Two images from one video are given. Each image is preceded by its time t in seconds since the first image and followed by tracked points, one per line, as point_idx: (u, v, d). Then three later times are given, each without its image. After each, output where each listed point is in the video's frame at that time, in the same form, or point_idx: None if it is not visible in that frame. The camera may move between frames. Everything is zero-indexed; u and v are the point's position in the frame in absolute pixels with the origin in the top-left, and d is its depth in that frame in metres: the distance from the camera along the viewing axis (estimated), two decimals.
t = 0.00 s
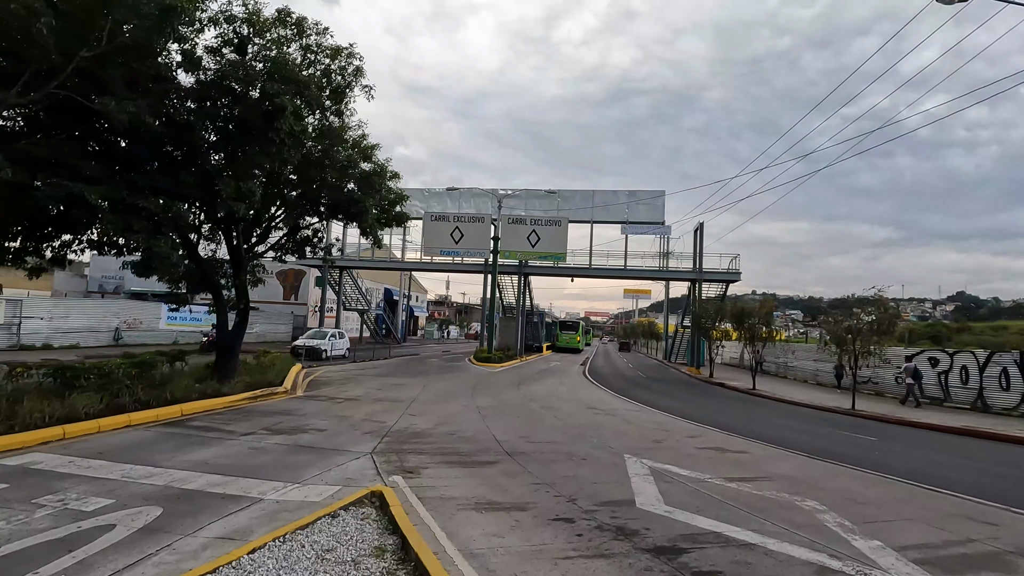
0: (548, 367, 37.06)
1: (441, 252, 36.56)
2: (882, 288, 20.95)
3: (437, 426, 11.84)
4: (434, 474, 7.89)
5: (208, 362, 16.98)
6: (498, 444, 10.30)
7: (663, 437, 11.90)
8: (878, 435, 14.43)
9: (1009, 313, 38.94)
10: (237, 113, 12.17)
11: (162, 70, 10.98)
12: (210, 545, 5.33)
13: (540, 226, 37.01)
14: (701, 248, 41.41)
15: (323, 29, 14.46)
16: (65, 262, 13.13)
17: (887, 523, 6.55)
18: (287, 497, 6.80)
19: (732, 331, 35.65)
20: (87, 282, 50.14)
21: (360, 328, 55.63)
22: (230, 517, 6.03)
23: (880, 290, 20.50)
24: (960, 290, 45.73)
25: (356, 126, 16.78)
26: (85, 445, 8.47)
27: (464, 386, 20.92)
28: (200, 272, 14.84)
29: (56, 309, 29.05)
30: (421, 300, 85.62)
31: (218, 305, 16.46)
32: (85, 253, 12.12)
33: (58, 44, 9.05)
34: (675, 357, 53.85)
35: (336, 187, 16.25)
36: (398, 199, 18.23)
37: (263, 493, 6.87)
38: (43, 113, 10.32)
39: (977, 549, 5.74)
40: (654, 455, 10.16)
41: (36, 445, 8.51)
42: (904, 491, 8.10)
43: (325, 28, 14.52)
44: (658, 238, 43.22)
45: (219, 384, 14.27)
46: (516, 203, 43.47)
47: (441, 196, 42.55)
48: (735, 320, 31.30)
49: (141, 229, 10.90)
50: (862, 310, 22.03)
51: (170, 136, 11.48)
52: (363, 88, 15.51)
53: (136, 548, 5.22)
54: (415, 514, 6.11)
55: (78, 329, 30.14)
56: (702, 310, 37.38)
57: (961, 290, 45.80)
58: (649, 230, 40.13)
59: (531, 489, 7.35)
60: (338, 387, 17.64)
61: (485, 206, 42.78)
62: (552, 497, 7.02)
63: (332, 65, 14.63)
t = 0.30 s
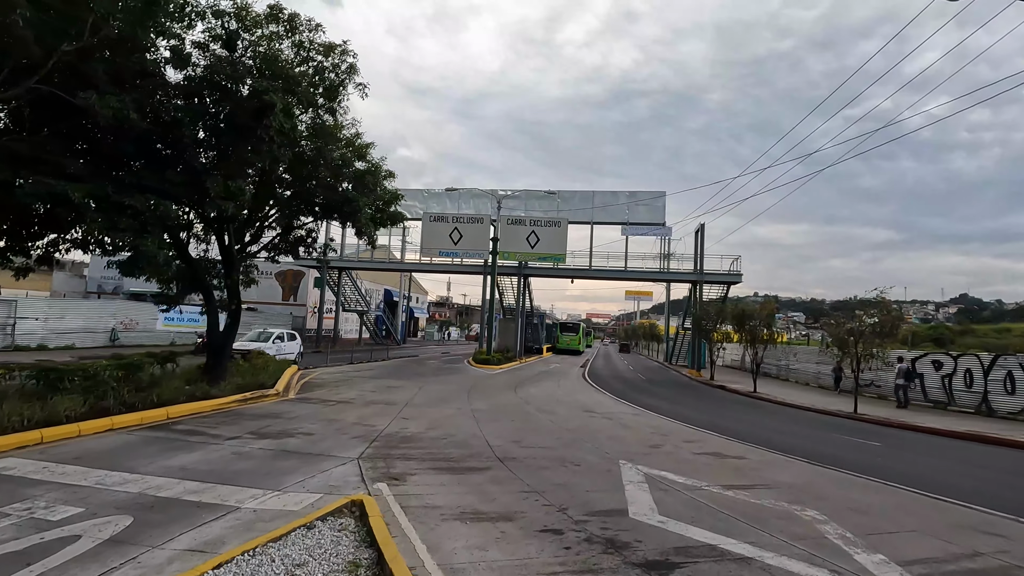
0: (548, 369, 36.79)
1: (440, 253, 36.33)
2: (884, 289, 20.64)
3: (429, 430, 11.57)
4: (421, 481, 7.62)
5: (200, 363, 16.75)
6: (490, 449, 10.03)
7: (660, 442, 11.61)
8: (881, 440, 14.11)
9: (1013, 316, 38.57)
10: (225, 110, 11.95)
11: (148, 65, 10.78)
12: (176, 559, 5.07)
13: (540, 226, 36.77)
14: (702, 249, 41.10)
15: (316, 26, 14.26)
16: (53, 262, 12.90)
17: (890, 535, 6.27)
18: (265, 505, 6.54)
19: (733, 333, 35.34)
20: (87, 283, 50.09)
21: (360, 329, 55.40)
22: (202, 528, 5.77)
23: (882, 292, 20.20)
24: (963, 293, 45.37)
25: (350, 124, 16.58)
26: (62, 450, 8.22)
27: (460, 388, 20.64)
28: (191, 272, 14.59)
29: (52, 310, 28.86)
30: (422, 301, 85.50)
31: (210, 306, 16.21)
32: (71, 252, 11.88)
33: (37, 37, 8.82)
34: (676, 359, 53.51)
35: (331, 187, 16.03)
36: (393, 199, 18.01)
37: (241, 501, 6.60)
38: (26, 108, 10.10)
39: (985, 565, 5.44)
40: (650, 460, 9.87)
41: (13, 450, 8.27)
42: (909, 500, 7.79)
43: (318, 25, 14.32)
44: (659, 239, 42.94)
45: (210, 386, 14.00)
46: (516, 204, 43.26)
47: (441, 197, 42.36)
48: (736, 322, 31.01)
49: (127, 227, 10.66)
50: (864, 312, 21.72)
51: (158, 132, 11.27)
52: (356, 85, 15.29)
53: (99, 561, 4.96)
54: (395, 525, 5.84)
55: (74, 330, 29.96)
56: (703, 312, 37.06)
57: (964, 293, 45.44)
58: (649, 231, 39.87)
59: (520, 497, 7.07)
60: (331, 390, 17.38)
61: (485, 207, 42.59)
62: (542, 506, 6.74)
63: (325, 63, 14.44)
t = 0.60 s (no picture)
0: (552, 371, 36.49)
1: (443, 254, 36.11)
2: (894, 291, 20.26)
3: (427, 433, 11.33)
4: (416, 486, 7.38)
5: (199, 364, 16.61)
6: (489, 452, 9.79)
7: (664, 446, 11.33)
8: (891, 444, 13.78)
9: None
10: (222, 108, 11.77)
11: (144, 62, 10.63)
12: (157, 567, 4.84)
13: (544, 227, 36.51)
14: (708, 250, 40.74)
15: (316, 23, 14.09)
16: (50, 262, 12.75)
17: (906, 545, 5.97)
18: (254, 510, 6.31)
19: (739, 335, 34.95)
20: (92, 284, 50.14)
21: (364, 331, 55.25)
22: (185, 534, 5.53)
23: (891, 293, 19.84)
24: (972, 295, 44.81)
25: (350, 123, 16.41)
26: (52, 452, 8.05)
27: (462, 390, 20.38)
28: (189, 273, 14.44)
29: (54, 310, 28.80)
30: (426, 303, 85.38)
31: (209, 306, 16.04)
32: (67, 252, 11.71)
33: (28, 32, 8.63)
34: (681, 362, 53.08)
35: (331, 186, 15.86)
36: (393, 198, 17.83)
37: (229, 507, 6.38)
38: (21, 106, 9.96)
39: None
40: (654, 464, 9.59)
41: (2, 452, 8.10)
42: (923, 508, 7.49)
43: (318, 22, 14.15)
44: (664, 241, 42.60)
45: (208, 388, 13.81)
46: (520, 205, 43.01)
47: (444, 198, 42.17)
48: (742, 323, 30.76)
49: (121, 226, 10.47)
50: (873, 313, 21.34)
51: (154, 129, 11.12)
52: (356, 83, 15.11)
53: (75, 569, 4.74)
54: (386, 532, 5.60)
55: (77, 331, 29.92)
56: (709, 313, 36.68)
57: (973, 295, 44.88)
58: (654, 232, 39.54)
59: (517, 503, 6.81)
60: (331, 391, 17.17)
61: (489, 208, 42.36)
62: (540, 513, 6.50)
63: (325, 60, 14.28)
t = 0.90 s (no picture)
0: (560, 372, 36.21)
1: (451, 255, 35.95)
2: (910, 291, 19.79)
3: (432, 436, 11.13)
4: (418, 492, 7.17)
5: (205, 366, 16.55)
6: (494, 457, 9.56)
7: (674, 450, 11.05)
8: (909, 449, 13.38)
9: None
10: (225, 107, 11.69)
11: (147, 61, 10.57)
12: None
13: (552, 228, 36.26)
14: (719, 251, 40.27)
15: (321, 21, 13.96)
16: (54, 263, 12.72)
17: (931, 558, 5.66)
18: (250, 517, 6.13)
19: (750, 336, 34.48)
20: (104, 285, 50.54)
21: (372, 332, 55.23)
22: (178, 542, 5.36)
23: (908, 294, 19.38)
24: (989, 297, 44.00)
25: (356, 123, 16.29)
26: (50, 455, 7.94)
27: (469, 392, 20.17)
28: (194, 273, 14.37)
29: (65, 311, 28.94)
30: (435, 304, 85.37)
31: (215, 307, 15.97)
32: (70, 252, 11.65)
33: (27, 31, 8.57)
34: (691, 363, 52.51)
35: (336, 186, 15.73)
36: (399, 198, 17.72)
37: (224, 513, 6.20)
38: (24, 105, 9.93)
39: None
40: (664, 470, 9.31)
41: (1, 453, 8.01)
42: (947, 518, 7.17)
43: (323, 20, 14.03)
44: (674, 241, 42.17)
45: (212, 389, 13.70)
46: (528, 206, 42.79)
47: (452, 198, 42.04)
48: (753, 325, 30.35)
49: (122, 225, 10.36)
50: (889, 315, 20.85)
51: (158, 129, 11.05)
52: (362, 82, 14.97)
53: None
54: (385, 541, 5.38)
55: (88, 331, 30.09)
56: (719, 314, 36.20)
57: (990, 297, 44.06)
58: (664, 232, 39.16)
59: (522, 511, 6.58)
60: (336, 393, 17.03)
61: (497, 208, 42.17)
62: (545, 521, 6.26)
63: (330, 59, 14.15)
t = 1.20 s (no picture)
0: (581, 373, 35.89)
1: (472, 255, 35.92)
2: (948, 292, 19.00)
3: (450, 436, 11.06)
4: (434, 492, 7.08)
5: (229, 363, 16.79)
6: (512, 457, 9.42)
7: (697, 454, 10.76)
8: (947, 456, 12.80)
9: None
10: (247, 107, 11.83)
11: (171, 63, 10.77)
12: (159, 572, 4.65)
13: (574, 227, 35.96)
14: (745, 250, 39.44)
15: (342, 20, 14.02)
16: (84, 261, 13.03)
17: (972, 573, 5.33)
18: (264, 514, 6.10)
19: (778, 338, 33.68)
20: (136, 284, 51.96)
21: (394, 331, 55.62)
22: (191, 539, 5.34)
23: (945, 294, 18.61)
24: None
25: (377, 122, 16.34)
26: (75, 450, 8.08)
27: (489, 392, 20.07)
28: (219, 272, 14.60)
29: (99, 309, 29.76)
30: (457, 303, 85.62)
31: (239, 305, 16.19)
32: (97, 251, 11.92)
33: (55, 32, 8.77)
34: (716, 365, 51.58)
35: (357, 185, 15.80)
36: (419, 197, 17.74)
37: (240, 510, 6.19)
38: (54, 107, 10.20)
39: None
40: (686, 473, 9.04)
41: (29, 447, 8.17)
42: (990, 530, 6.77)
43: (344, 19, 14.08)
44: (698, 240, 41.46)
45: (234, 387, 13.87)
46: (550, 205, 42.54)
47: (474, 198, 42.04)
48: (780, 326, 29.63)
49: (145, 224, 10.55)
50: (924, 316, 20.08)
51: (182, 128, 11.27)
52: (382, 80, 15.01)
53: (75, 572, 4.56)
54: (397, 542, 5.28)
55: (120, 329, 30.90)
56: (745, 316, 35.45)
57: None
58: (689, 231, 38.52)
59: (538, 514, 6.42)
60: (357, 392, 17.11)
61: (518, 208, 42.03)
62: (561, 525, 6.09)
63: (351, 58, 14.20)
